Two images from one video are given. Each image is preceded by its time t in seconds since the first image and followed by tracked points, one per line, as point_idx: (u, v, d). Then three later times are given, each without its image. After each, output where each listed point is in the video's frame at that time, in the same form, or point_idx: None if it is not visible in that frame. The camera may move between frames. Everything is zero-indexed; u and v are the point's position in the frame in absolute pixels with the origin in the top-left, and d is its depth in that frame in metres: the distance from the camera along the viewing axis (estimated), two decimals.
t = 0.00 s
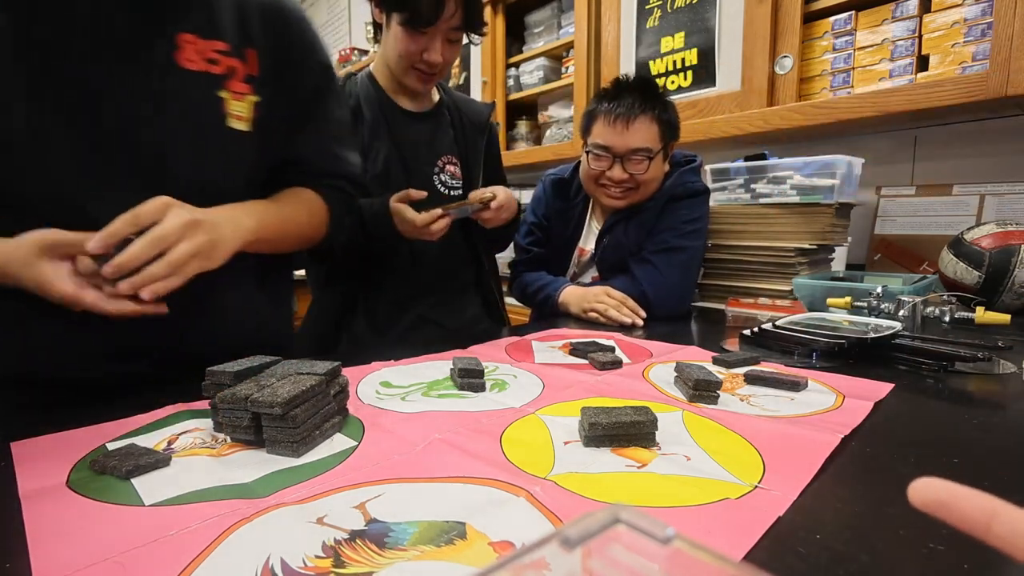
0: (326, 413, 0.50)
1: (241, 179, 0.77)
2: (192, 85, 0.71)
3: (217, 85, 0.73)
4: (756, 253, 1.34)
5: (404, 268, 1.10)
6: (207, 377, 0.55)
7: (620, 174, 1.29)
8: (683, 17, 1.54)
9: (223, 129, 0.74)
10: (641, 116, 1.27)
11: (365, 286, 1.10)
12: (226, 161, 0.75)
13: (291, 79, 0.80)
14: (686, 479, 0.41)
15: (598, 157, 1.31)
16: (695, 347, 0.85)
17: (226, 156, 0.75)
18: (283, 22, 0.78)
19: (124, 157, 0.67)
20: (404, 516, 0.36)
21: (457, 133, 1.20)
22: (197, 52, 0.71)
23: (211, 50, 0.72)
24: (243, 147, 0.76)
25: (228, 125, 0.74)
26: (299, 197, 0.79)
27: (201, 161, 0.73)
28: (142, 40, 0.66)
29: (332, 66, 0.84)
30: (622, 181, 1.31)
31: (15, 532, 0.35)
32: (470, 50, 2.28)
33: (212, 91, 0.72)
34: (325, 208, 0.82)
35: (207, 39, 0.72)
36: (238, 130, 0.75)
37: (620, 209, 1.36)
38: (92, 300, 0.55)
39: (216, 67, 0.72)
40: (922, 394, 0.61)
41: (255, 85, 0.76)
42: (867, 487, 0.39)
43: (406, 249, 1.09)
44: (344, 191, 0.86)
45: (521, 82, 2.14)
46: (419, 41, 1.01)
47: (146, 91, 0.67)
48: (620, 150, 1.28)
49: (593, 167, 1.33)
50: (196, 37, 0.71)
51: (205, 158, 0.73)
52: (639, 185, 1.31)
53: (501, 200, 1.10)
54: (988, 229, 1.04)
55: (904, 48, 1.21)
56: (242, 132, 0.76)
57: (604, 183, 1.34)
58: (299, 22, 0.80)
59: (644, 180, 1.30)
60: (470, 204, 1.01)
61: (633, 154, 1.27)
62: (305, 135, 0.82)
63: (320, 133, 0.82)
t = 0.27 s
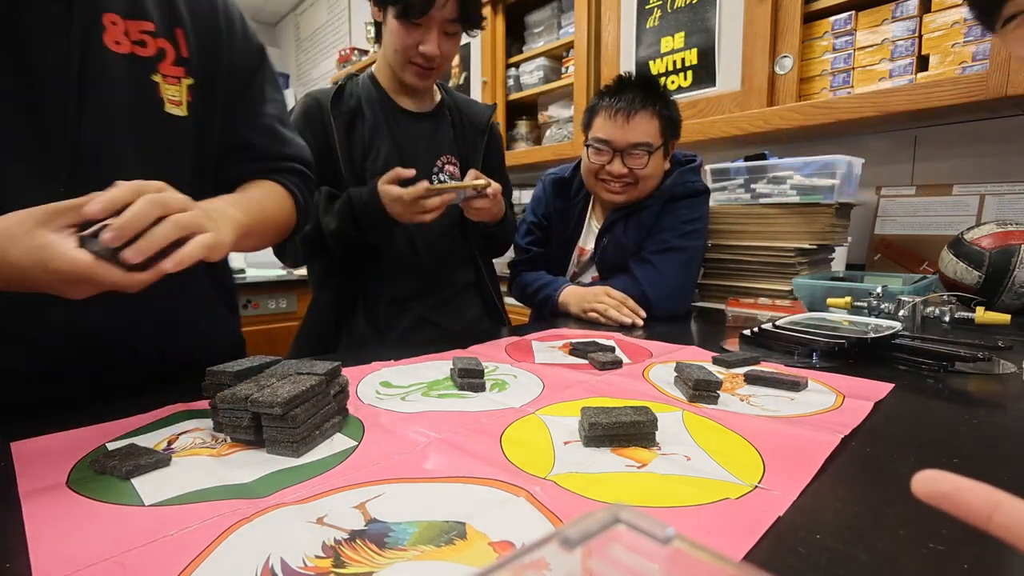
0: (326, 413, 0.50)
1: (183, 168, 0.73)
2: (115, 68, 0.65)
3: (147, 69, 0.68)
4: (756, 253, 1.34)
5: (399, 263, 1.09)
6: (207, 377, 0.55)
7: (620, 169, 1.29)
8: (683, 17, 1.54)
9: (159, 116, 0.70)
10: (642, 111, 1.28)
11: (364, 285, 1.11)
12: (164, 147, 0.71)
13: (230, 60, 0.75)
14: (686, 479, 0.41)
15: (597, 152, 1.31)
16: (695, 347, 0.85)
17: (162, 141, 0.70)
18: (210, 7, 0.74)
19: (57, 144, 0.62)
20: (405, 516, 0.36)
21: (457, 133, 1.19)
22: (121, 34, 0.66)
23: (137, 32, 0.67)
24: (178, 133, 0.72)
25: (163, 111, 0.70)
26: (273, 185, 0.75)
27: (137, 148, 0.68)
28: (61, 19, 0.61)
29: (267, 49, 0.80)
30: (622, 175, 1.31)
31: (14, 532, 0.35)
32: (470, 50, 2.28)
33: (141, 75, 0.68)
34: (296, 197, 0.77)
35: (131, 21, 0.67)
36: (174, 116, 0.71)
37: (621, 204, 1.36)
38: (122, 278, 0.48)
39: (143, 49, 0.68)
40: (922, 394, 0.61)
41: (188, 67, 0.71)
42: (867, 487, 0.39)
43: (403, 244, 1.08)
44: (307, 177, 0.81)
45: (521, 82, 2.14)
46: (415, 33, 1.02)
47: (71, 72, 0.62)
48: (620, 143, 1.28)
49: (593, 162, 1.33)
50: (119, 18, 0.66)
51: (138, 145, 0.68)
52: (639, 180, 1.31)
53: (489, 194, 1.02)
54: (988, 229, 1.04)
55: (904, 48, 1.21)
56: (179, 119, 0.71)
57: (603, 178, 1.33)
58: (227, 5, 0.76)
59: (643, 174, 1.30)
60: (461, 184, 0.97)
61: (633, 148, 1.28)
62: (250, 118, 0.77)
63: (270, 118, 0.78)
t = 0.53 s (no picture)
0: (326, 413, 0.50)
1: (178, 171, 0.73)
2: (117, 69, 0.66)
3: (147, 71, 0.69)
4: (756, 253, 1.34)
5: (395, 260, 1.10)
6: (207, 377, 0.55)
7: (618, 163, 1.30)
8: (683, 17, 1.55)
9: (159, 118, 0.70)
10: (641, 106, 1.29)
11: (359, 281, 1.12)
12: (163, 149, 0.71)
13: (227, 68, 0.78)
14: (686, 479, 0.41)
15: (596, 146, 1.32)
16: (695, 347, 0.85)
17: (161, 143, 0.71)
18: (206, 12, 0.76)
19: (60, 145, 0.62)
20: (405, 516, 0.36)
21: (460, 133, 1.19)
22: (122, 36, 0.66)
23: (137, 34, 0.68)
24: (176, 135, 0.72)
25: (164, 113, 0.71)
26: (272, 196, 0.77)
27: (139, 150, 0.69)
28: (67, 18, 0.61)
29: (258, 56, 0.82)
30: (621, 170, 1.31)
31: (15, 532, 0.35)
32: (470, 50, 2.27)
33: (141, 77, 0.68)
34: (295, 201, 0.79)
35: (130, 22, 0.67)
36: (174, 118, 0.71)
37: (620, 201, 1.36)
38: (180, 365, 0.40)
39: (143, 51, 0.68)
40: (922, 394, 0.61)
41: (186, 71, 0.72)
42: (867, 487, 0.39)
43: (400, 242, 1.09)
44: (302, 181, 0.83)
45: (521, 82, 2.14)
46: (408, 27, 1.03)
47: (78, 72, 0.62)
48: (620, 138, 1.29)
49: (592, 157, 1.33)
50: (120, 19, 0.66)
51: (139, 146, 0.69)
52: (638, 175, 1.31)
53: (498, 199, 1.04)
54: (988, 229, 1.04)
55: (904, 48, 1.21)
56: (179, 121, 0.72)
57: (602, 173, 1.34)
58: (221, 12, 0.78)
59: (642, 169, 1.30)
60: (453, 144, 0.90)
61: (632, 142, 1.28)
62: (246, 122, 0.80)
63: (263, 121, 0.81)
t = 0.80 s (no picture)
0: (325, 412, 0.50)
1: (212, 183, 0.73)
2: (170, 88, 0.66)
3: (196, 85, 0.69)
4: (756, 253, 1.34)
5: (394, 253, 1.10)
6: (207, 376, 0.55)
7: (618, 161, 1.30)
8: (683, 17, 1.55)
9: (204, 130, 0.71)
10: (641, 104, 1.29)
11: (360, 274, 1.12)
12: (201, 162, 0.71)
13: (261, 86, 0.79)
14: (686, 479, 0.41)
15: (596, 145, 1.32)
16: (695, 347, 0.85)
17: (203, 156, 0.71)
18: (253, 31, 0.77)
19: (110, 154, 0.61)
20: (405, 516, 0.36)
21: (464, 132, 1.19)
22: (176, 51, 0.66)
23: (189, 50, 0.67)
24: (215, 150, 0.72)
25: (209, 126, 0.71)
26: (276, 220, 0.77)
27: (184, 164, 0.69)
28: (130, 29, 0.61)
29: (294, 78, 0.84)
30: (621, 169, 1.32)
31: (15, 531, 0.35)
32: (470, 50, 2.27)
33: (190, 90, 0.68)
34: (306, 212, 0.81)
35: (183, 38, 0.67)
36: (217, 132, 0.72)
37: (618, 199, 1.37)
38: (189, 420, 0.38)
39: (194, 66, 0.68)
40: (921, 394, 0.61)
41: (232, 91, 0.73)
42: (868, 487, 0.39)
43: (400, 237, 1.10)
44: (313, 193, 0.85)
45: (521, 82, 2.14)
46: (406, 16, 1.03)
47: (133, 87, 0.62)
48: (619, 136, 1.29)
49: (592, 155, 1.34)
50: (175, 35, 0.66)
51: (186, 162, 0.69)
52: (637, 173, 1.31)
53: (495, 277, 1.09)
54: (988, 229, 1.04)
55: (904, 48, 1.21)
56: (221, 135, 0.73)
57: (602, 171, 1.34)
58: (266, 33, 0.80)
59: (641, 168, 1.31)
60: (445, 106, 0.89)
61: (631, 140, 1.28)
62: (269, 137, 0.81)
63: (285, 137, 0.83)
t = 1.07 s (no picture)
0: (328, 411, 0.50)
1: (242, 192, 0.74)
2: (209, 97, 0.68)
3: (233, 95, 0.70)
4: (756, 253, 1.34)
5: (397, 252, 1.10)
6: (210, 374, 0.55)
7: (619, 159, 1.30)
8: (683, 17, 1.55)
9: (240, 139, 0.72)
10: (641, 103, 1.30)
11: (362, 273, 1.12)
12: (240, 173, 0.72)
13: (295, 97, 0.80)
14: (686, 479, 0.41)
15: (597, 143, 1.32)
16: (695, 347, 0.85)
17: (239, 165, 0.72)
18: (292, 49, 0.79)
19: (130, 148, 0.63)
20: (405, 516, 0.36)
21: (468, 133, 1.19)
22: (217, 63, 0.69)
23: (229, 62, 0.70)
24: (251, 159, 0.73)
25: (244, 134, 0.72)
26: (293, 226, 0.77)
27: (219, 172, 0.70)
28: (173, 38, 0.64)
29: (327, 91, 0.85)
30: (621, 166, 1.31)
31: (16, 531, 0.35)
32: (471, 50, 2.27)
33: (228, 101, 0.70)
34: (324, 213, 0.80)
35: (225, 51, 0.69)
36: (252, 140, 0.73)
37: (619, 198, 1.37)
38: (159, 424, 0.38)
39: (233, 78, 0.70)
40: (921, 394, 0.61)
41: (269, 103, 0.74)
42: (868, 487, 0.39)
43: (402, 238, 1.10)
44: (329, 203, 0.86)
45: (521, 82, 2.14)
46: (412, 12, 1.03)
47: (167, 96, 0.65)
48: (619, 133, 1.29)
49: (593, 153, 1.34)
50: (217, 48, 0.69)
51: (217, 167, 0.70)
52: (637, 171, 1.31)
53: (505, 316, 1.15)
54: (988, 229, 1.04)
55: (904, 48, 1.21)
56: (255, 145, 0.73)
57: (603, 170, 1.34)
58: (305, 49, 0.82)
59: (641, 167, 1.31)
60: (454, 91, 0.88)
61: (632, 138, 1.29)
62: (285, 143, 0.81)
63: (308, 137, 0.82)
